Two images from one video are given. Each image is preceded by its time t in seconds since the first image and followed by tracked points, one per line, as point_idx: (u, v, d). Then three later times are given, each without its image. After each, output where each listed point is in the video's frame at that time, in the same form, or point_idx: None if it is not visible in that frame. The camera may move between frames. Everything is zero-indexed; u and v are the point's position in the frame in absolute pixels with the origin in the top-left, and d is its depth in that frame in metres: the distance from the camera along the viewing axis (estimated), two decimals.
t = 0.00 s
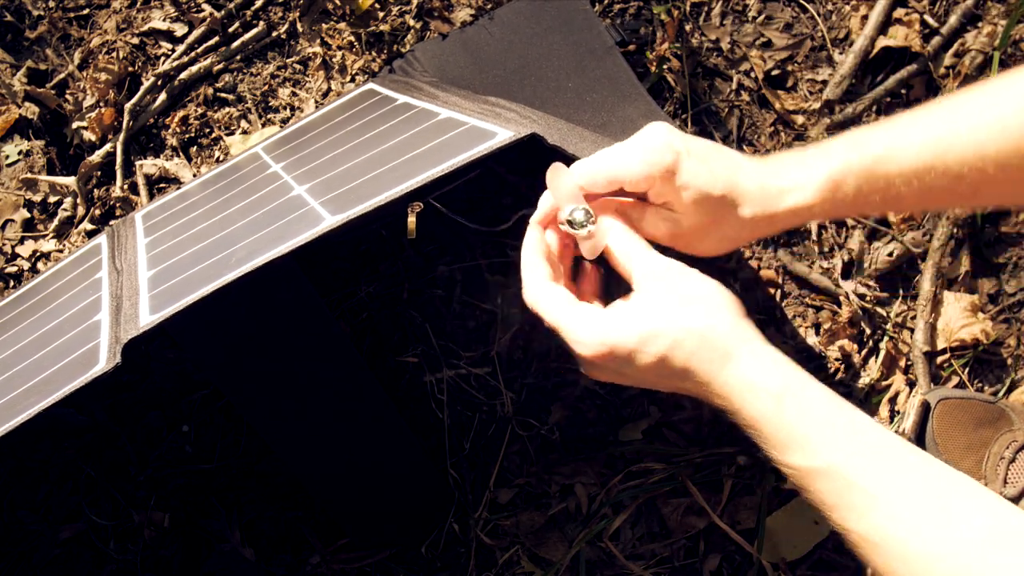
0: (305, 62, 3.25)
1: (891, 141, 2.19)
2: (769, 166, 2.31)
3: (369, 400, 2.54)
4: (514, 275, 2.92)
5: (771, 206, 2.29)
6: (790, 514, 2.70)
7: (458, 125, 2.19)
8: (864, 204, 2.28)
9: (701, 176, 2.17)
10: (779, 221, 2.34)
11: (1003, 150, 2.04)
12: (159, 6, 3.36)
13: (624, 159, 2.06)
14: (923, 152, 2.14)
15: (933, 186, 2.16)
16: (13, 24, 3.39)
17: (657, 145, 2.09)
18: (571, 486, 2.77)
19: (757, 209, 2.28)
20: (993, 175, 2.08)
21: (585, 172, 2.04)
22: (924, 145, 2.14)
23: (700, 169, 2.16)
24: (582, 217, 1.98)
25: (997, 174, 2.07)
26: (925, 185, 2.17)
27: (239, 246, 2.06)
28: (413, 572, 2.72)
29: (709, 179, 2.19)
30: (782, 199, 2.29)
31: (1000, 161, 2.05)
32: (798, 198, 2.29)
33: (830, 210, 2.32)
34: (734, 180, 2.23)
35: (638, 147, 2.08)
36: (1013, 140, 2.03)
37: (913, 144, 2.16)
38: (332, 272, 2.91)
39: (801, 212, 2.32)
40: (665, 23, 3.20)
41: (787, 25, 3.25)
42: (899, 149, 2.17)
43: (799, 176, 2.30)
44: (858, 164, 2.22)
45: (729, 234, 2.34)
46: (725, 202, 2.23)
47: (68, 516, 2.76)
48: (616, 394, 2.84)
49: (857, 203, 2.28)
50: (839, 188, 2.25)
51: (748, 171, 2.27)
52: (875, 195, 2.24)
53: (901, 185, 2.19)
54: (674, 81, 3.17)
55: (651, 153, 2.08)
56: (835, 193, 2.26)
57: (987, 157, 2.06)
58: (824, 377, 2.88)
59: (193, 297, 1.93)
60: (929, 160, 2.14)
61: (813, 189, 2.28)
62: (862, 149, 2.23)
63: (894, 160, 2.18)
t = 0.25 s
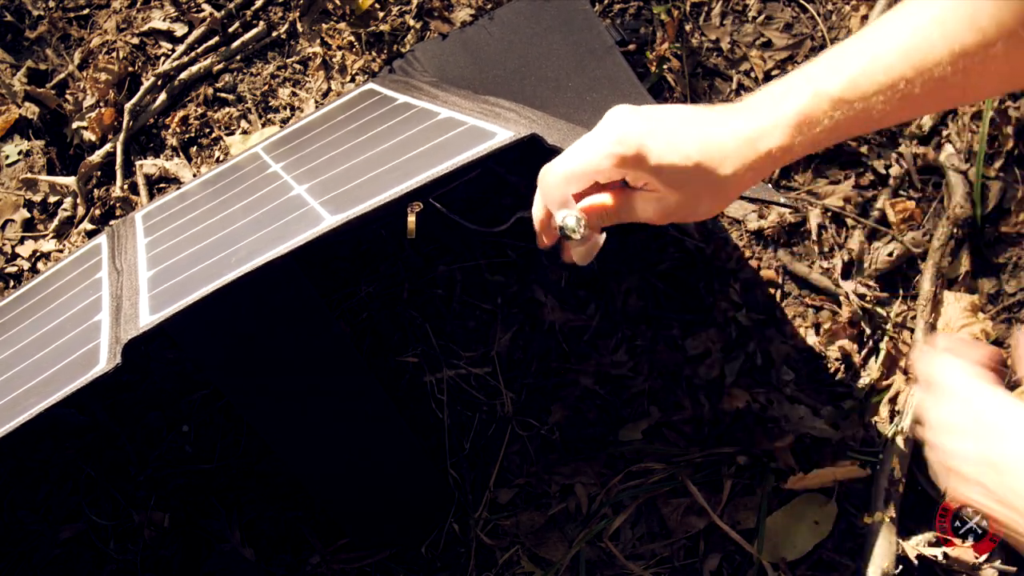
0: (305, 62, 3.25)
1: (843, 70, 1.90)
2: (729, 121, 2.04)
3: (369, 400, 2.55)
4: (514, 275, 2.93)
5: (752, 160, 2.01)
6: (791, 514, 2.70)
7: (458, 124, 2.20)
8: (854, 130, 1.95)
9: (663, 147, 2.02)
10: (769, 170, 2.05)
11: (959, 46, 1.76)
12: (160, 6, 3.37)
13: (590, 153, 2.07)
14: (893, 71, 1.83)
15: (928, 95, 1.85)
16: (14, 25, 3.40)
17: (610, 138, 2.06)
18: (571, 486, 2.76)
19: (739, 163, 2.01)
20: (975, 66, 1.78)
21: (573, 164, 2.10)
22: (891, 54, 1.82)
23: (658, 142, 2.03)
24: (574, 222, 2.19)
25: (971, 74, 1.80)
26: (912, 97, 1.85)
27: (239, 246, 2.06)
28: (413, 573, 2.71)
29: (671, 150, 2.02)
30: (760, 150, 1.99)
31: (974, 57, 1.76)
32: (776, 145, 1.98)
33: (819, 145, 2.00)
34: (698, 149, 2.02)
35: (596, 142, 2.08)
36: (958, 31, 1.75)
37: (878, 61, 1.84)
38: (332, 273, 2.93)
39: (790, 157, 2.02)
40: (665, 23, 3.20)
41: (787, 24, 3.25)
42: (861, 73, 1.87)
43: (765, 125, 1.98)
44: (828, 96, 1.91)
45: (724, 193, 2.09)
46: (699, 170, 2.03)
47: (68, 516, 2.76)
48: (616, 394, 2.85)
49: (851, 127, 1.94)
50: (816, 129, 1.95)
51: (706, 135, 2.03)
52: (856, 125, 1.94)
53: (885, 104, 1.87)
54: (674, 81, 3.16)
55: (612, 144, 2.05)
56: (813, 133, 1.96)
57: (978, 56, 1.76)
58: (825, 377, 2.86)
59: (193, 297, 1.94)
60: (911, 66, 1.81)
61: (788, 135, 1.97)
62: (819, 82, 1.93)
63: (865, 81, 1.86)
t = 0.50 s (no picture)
0: (305, 62, 3.25)
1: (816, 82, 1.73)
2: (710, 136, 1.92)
3: (369, 400, 2.55)
4: (514, 275, 2.93)
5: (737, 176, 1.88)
6: (791, 514, 2.69)
7: (458, 124, 2.20)
8: (842, 142, 1.75)
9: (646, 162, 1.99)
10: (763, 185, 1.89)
11: (929, 46, 1.53)
12: (160, 6, 3.37)
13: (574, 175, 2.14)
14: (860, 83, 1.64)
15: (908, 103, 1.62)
16: (15, 25, 3.40)
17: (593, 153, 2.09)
18: (571, 486, 2.76)
19: (725, 179, 1.89)
20: (949, 69, 1.53)
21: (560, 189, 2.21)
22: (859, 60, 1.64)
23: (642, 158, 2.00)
24: (602, 246, 2.27)
25: (948, 80, 1.55)
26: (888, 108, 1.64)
27: (239, 246, 2.06)
28: (414, 573, 2.71)
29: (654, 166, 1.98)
30: (743, 165, 1.85)
31: (945, 60, 1.52)
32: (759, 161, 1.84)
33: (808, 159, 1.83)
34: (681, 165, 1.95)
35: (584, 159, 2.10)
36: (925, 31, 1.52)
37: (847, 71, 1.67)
38: (332, 273, 2.93)
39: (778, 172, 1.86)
40: (665, 23, 3.21)
41: (787, 24, 3.25)
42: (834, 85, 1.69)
43: (744, 140, 1.85)
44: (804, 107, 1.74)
45: (722, 207, 1.98)
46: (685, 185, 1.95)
47: (67, 516, 2.75)
48: (616, 394, 2.85)
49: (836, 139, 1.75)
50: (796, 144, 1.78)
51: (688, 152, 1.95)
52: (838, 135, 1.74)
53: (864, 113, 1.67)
54: (674, 81, 3.16)
55: (592, 163, 2.08)
56: (793, 147, 1.79)
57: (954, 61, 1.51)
58: (825, 377, 2.85)
59: (194, 296, 1.94)
60: (886, 70, 1.60)
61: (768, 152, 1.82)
62: (798, 93, 1.77)
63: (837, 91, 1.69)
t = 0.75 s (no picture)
0: (305, 62, 3.25)
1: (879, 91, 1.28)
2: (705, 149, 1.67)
3: (368, 400, 2.55)
4: (514, 275, 2.93)
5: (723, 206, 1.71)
6: (791, 514, 2.69)
7: (458, 124, 2.20)
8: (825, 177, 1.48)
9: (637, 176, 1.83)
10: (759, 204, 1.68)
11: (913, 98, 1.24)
12: (160, 6, 3.37)
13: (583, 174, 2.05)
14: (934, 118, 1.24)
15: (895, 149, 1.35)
16: (14, 25, 3.40)
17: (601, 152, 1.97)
18: (571, 486, 2.76)
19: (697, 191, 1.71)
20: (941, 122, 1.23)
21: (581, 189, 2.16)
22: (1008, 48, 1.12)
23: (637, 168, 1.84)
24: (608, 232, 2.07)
25: (938, 135, 1.25)
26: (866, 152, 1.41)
27: (239, 246, 2.06)
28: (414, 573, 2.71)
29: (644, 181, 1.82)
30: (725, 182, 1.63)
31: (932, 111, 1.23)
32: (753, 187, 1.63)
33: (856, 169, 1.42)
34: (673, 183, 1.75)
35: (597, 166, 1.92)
36: (945, 57, 1.18)
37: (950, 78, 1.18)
38: (332, 273, 2.93)
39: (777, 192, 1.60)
40: (665, 23, 3.21)
41: (787, 24, 3.25)
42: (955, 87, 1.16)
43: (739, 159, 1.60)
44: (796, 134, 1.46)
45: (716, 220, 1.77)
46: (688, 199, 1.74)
47: (67, 516, 2.75)
48: (616, 394, 2.85)
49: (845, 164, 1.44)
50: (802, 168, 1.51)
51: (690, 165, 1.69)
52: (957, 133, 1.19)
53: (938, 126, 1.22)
54: (674, 80, 3.16)
55: (600, 154, 1.95)
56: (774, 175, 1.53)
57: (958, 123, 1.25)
58: (825, 377, 2.85)
59: (194, 297, 1.94)
60: (866, 111, 1.31)
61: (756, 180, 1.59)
62: (794, 113, 1.47)
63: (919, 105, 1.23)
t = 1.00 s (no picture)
0: (305, 62, 3.25)
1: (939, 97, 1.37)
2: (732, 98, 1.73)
3: (368, 399, 2.55)
4: (514, 275, 2.93)
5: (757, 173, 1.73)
6: (791, 514, 2.69)
7: (458, 124, 2.20)
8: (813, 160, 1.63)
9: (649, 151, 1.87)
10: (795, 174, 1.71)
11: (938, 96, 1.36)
12: (160, 6, 3.38)
13: (581, 159, 2.09)
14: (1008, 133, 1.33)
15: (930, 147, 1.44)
16: (14, 25, 3.40)
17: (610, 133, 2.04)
18: (571, 486, 2.75)
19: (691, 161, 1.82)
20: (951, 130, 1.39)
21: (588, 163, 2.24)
22: None
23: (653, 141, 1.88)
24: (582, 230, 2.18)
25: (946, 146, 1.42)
26: (914, 151, 1.46)
27: (239, 246, 2.07)
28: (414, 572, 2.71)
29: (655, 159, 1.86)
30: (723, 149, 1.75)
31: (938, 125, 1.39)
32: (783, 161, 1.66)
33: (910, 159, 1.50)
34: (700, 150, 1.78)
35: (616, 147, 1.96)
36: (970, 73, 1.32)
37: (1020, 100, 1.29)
38: (332, 273, 2.93)
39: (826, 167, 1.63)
40: (665, 23, 3.21)
41: (787, 24, 3.25)
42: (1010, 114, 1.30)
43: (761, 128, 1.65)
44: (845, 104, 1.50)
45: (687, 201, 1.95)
46: (714, 158, 1.76)
47: (68, 516, 2.75)
48: (616, 394, 2.85)
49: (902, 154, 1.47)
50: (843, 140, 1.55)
51: (706, 121, 1.74)
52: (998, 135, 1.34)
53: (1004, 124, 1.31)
54: (674, 80, 3.15)
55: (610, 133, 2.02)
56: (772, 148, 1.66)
57: None
58: (825, 377, 2.85)
59: (194, 296, 1.94)
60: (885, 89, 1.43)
61: (788, 144, 1.62)
62: (784, 80, 1.63)
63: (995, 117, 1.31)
